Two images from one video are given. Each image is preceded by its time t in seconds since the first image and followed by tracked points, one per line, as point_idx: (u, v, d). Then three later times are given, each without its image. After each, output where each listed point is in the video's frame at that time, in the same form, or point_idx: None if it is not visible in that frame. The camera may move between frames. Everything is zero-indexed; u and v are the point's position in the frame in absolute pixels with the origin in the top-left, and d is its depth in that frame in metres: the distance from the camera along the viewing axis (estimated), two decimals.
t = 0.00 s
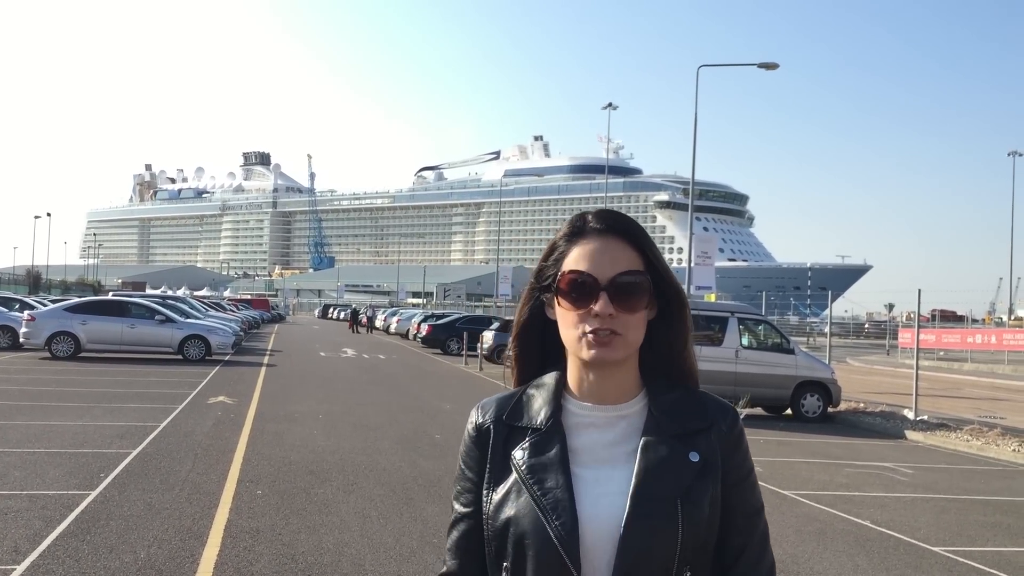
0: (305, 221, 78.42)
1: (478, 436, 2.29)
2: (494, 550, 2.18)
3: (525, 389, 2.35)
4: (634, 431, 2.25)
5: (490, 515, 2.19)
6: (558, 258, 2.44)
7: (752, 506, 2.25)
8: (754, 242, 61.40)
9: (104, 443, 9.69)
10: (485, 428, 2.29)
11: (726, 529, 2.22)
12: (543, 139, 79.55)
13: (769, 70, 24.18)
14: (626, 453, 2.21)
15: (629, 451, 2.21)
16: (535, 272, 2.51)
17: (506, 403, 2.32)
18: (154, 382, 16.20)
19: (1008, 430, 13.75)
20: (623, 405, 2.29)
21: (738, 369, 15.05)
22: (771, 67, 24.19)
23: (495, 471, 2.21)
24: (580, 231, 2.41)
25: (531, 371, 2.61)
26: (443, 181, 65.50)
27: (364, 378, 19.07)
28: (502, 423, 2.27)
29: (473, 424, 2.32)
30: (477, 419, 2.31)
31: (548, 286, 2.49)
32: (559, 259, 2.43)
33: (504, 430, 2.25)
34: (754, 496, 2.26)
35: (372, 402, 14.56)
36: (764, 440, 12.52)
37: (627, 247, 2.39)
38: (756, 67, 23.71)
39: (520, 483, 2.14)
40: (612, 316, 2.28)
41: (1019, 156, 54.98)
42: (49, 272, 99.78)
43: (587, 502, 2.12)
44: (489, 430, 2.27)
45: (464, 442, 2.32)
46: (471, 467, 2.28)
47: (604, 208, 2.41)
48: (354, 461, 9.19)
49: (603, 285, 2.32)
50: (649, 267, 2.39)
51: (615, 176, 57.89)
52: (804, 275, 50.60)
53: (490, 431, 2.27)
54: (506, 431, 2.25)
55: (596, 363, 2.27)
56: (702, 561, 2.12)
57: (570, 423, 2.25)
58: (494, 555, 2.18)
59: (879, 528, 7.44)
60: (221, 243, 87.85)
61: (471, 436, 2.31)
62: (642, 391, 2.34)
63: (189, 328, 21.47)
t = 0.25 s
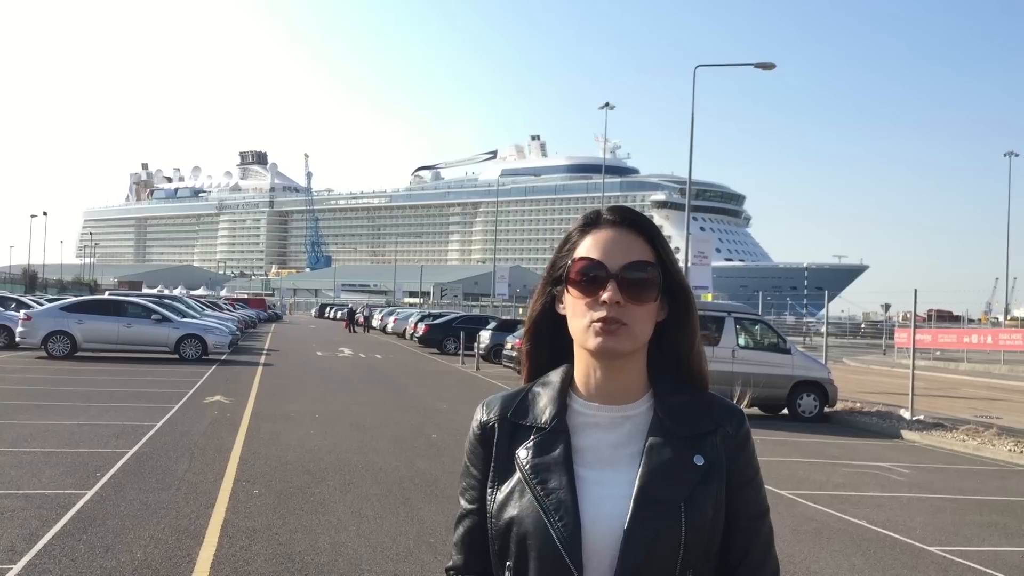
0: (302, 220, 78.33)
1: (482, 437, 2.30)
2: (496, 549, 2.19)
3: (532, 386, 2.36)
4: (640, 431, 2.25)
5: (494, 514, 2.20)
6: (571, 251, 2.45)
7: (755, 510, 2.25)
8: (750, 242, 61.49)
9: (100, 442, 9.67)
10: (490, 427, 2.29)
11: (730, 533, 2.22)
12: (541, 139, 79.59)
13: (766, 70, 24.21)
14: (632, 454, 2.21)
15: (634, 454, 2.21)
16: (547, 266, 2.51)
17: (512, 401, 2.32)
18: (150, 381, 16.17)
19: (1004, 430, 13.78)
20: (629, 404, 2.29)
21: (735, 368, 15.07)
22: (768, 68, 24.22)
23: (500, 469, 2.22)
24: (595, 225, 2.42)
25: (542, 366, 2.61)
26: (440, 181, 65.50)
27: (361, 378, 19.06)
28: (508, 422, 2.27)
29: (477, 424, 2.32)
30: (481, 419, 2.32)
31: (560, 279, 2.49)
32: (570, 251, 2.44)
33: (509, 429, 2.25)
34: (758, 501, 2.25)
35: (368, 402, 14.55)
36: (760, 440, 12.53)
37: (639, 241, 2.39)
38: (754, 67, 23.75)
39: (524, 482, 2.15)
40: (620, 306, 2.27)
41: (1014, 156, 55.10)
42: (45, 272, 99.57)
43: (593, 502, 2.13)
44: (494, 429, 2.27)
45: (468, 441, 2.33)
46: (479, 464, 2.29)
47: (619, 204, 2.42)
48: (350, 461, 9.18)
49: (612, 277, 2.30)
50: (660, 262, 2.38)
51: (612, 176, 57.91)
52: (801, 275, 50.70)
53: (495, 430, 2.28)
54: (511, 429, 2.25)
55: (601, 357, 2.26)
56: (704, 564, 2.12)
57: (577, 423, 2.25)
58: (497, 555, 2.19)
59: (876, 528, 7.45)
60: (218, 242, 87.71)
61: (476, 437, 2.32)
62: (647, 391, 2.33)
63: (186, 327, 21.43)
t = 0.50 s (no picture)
0: (299, 218, 78.21)
1: (484, 428, 2.24)
2: (501, 546, 2.15)
3: (535, 379, 2.32)
4: (648, 432, 2.26)
5: (500, 511, 2.16)
6: (586, 246, 2.44)
7: (750, 514, 2.32)
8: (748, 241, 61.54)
9: (97, 440, 9.66)
10: (492, 420, 2.23)
11: (729, 535, 2.28)
12: (538, 137, 79.56)
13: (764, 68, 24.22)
14: (640, 453, 2.22)
15: (644, 453, 2.22)
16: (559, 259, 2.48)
17: (514, 395, 2.28)
18: (148, 379, 16.14)
19: (1000, 428, 13.81)
20: (637, 404, 2.29)
21: (732, 367, 15.07)
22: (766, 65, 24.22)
23: (505, 465, 2.18)
24: (614, 221, 2.43)
25: (546, 361, 2.59)
26: (438, 178, 65.44)
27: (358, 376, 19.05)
28: (513, 416, 2.22)
29: (476, 417, 2.26)
30: (482, 413, 2.25)
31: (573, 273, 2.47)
32: (586, 245, 2.43)
33: (515, 423, 2.21)
34: (751, 505, 2.33)
35: (366, 399, 14.53)
36: (758, 439, 12.54)
37: (655, 240, 2.40)
38: (751, 65, 23.76)
39: (533, 477, 2.12)
40: (635, 302, 2.26)
41: (1012, 154, 55.11)
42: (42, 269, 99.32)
43: (604, 499, 2.13)
44: (498, 423, 2.22)
45: (465, 432, 2.28)
46: (482, 458, 2.23)
47: (639, 205, 2.44)
48: (348, 458, 9.18)
49: (628, 273, 2.30)
50: (673, 263, 2.39)
51: (610, 174, 57.90)
52: (798, 273, 50.74)
53: (498, 424, 2.23)
54: (517, 425, 2.21)
55: (613, 354, 2.25)
56: (708, 565, 2.18)
57: (584, 419, 2.23)
58: (501, 554, 2.16)
59: (873, 525, 7.46)
60: (215, 240, 87.55)
61: (475, 428, 2.25)
62: (654, 391, 2.34)
63: (183, 325, 21.40)
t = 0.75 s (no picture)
0: (299, 216, 78.19)
1: (477, 425, 2.24)
2: (495, 542, 2.14)
3: (528, 375, 2.33)
4: (643, 427, 2.26)
5: (496, 507, 2.15)
6: (581, 245, 2.44)
7: (741, 512, 2.32)
8: (748, 239, 61.55)
9: (97, 437, 9.66)
10: (486, 417, 2.23)
11: (721, 531, 2.29)
12: (538, 136, 79.57)
13: (764, 67, 24.23)
14: (634, 450, 2.22)
15: (637, 449, 2.22)
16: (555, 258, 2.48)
17: (508, 393, 2.27)
18: (147, 377, 16.13)
19: (999, 427, 13.81)
20: (629, 401, 2.30)
21: (732, 365, 15.07)
22: (766, 64, 24.22)
23: (499, 462, 2.18)
24: (610, 220, 2.43)
25: (538, 359, 2.60)
26: (438, 177, 65.43)
27: (358, 374, 19.06)
28: (505, 413, 2.23)
29: (470, 415, 2.26)
30: (476, 410, 2.25)
31: (570, 270, 2.47)
32: (582, 243, 2.44)
33: (508, 422, 2.21)
34: (743, 502, 2.34)
35: (365, 397, 14.53)
36: (756, 436, 12.55)
37: (651, 239, 2.40)
38: (751, 64, 23.76)
39: (528, 474, 2.12)
40: (633, 298, 2.26)
41: (1012, 153, 55.02)
42: (41, 267, 99.18)
43: (600, 495, 2.13)
44: (492, 420, 2.22)
45: (459, 430, 2.29)
46: (476, 456, 2.22)
47: (635, 203, 2.44)
48: (347, 457, 9.18)
49: (628, 271, 2.29)
50: (668, 263, 2.40)
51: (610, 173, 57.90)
52: (798, 272, 50.77)
53: (492, 421, 2.23)
54: (511, 421, 2.21)
55: (610, 352, 2.25)
56: (702, 560, 2.19)
57: (578, 415, 2.24)
58: (496, 550, 2.14)
59: (872, 523, 7.47)
60: (215, 238, 87.50)
61: (469, 426, 2.26)
62: (645, 388, 2.35)
63: (182, 323, 21.40)
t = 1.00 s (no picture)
0: (303, 215, 78.25)
1: (473, 427, 2.27)
2: (489, 539, 2.17)
3: (523, 377, 2.34)
4: (637, 424, 2.24)
5: (488, 505, 2.18)
6: (573, 246, 2.43)
7: (745, 504, 2.27)
8: (751, 237, 61.46)
9: (101, 435, 9.70)
10: (482, 418, 2.27)
11: (723, 527, 2.25)
12: (541, 134, 79.53)
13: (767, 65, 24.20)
14: (627, 446, 2.20)
15: (630, 445, 2.20)
16: (548, 260, 2.48)
17: (504, 393, 2.30)
18: (151, 375, 16.18)
19: (1003, 425, 13.79)
20: (623, 398, 2.28)
21: (735, 363, 15.06)
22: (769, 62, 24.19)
23: (493, 460, 2.21)
24: (602, 221, 2.43)
25: (536, 360, 2.61)
26: (441, 175, 65.42)
27: (361, 372, 19.09)
28: (500, 413, 2.25)
29: (468, 416, 2.30)
30: (473, 411, 2.30)
31: (563, 272, 2.48)
32: (575, 245, 2.44)
33: (501, 421, 2.24)
34: (746, 496, 2.29)
35: (369, 396, 14.55)
36: (760, 434, 12.54)
37: (643, 239, 2.40)
38: (754, 62, 23.75)
39: (519, 472, 2.14)
40: (624, 300, 2.27)
41: (1017, 151, 54.80)
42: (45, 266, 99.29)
43: (591, 492, 2.13)
44: (486, 420, 2.25)
45: (458, 431, 2.32)
46: (472, 454, 2.26)
47: (625, 205, 2.44)
48: (350, 454, 9.19)
49: (619, 273, 2.29)
50: (661, 264, 2.38)
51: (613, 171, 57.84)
52: (801, 270, 50.69)
53: (487, 421, 2.26)
54: (505, 420, 2.23)
55: (601, 351, 2.24)
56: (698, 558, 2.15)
57: (570, 414, 2.25)
58: (489, 547, 2.18)
59: (875, 522, 7.46)
60: (218, 237, 87.56)
61: (467, 427, 2.29)
62: (641, 385, 2.33)
63: (186, 322, 21.43)
